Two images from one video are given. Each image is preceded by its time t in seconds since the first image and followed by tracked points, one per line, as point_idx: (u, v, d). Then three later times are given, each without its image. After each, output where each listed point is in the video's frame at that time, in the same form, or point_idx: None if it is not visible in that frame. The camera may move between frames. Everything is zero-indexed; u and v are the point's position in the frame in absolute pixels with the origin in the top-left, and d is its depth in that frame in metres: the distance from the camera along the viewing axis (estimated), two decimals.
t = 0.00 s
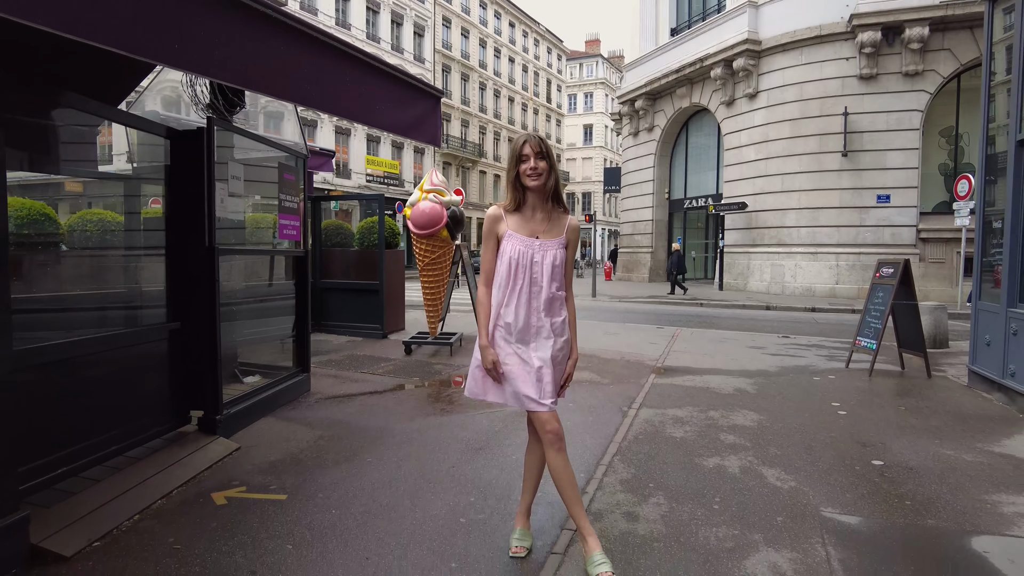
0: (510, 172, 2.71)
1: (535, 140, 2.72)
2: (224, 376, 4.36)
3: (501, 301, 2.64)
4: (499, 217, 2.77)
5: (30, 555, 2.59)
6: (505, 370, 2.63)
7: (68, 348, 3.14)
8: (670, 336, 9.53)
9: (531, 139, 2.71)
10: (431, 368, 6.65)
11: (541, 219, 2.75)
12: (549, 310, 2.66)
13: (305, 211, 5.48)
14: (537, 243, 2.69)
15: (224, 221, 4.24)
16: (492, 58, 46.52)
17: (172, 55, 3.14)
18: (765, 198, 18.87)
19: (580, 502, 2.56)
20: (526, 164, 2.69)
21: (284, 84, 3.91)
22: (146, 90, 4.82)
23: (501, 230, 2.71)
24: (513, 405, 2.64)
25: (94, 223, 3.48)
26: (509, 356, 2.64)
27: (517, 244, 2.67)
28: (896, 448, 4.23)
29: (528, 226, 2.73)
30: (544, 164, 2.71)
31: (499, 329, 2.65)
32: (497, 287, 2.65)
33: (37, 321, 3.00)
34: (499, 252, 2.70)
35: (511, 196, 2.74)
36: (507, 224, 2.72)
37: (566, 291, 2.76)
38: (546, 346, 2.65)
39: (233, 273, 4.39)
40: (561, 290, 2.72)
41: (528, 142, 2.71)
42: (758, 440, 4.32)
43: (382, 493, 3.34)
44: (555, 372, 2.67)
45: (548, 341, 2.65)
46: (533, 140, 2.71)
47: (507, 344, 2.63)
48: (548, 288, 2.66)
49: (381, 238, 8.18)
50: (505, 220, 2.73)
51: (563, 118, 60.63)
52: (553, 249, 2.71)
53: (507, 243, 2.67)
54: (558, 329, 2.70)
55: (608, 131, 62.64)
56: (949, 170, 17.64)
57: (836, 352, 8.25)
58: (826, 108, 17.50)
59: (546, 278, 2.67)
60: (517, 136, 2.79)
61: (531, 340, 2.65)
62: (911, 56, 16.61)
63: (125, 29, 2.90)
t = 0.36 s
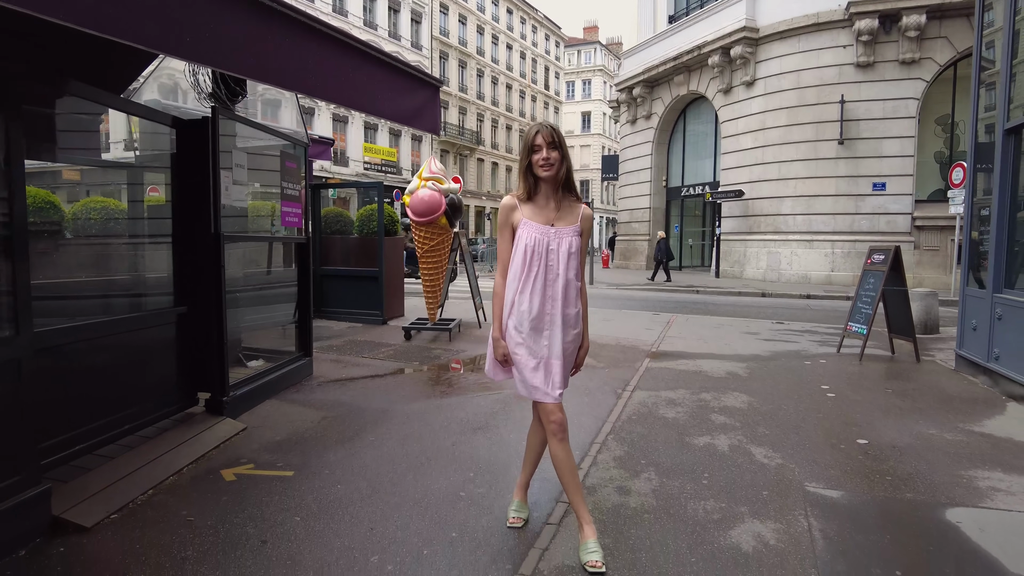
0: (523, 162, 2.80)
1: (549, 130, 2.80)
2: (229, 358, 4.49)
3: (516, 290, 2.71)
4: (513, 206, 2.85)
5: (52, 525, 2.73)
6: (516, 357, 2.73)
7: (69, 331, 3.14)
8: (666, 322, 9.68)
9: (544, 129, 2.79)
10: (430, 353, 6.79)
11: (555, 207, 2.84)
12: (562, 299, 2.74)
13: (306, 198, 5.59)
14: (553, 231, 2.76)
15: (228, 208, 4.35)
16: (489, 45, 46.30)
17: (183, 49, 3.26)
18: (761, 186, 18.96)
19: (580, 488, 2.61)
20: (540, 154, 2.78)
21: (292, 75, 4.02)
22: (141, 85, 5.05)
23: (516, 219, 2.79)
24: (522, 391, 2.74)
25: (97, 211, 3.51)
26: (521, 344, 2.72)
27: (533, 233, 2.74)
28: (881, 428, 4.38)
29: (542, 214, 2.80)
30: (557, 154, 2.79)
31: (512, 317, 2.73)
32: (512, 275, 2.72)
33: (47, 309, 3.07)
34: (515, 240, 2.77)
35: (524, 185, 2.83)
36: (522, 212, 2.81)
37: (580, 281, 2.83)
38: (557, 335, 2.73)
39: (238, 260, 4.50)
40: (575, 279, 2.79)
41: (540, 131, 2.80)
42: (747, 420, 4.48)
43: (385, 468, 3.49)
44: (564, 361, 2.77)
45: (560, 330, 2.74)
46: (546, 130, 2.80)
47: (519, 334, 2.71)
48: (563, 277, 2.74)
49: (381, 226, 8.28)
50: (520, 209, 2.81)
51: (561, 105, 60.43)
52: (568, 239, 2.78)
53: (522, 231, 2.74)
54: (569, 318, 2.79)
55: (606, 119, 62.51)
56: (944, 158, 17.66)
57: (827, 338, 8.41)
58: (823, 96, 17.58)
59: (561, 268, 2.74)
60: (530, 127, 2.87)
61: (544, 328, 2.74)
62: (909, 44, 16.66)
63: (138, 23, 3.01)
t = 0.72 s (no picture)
0: (539, 143, 2.75)
1: (562, 108, 2.76)
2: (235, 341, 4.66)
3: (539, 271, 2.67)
4: (531, 189, 2.81)
5: (75, 496, 2.89)
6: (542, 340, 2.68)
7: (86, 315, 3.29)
8: (662, 308, 9.84)
9: (557, 107, 2.75)
10: (430, 337, 6.95)
11: (572, 186, 2.79)
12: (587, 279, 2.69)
13: (308, 185, 5.72)
14: (574, 211, 2.73)
15: (234, 195, 4.49)
16: (488, 31, 46.05)
17: (193, 41, 3.39)
18: (758, 172, 19.05)
19: (578, 468, 2.70)
20: (555, 133, 2.73)
21: (298, 67, 4.15)
22: (141, 75, 5.09)
23: (536, 202, 2.75)
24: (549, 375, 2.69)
25: (105, 199, 3.62)
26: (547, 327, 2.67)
27: (554, 213, 2.70)
28: (864, 408, 4.56)
29: (562, 195, 2.75)
30: (572, 131, 2.75)
31: (538, 300, 2.67)
32: (537, 256, 2.68)
33: (70, 294, 3.23)
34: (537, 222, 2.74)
35: (542, 167, 2.78)
36: (541, 194, 2.76)
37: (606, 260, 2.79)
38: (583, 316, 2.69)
39: (243, 246, 4.65)
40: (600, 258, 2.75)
41: (555, 110, 2.75)
42: (736, 400, 4.65)
43: (388, 445, 3.65)
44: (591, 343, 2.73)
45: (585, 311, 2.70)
46: (560, 108, 2.75)
47: (546, 316, 2.66)
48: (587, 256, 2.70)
49: (381, 213, 8.40)
50: (539, 191, 2.76)
51: (560, 92, 60.18)
52: (592, 217, 2.73)
53: (544, 212, 2.70)
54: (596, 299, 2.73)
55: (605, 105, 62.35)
56: (941, 144, 17.67)
57: (820, 322, 8.58)
58: (821, 83, 17.65)
59: (585, 247, 2.70)
60: (543, 106, 2.83)
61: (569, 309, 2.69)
62: (906, 31, 16.70)
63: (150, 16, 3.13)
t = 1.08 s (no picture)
0: (548, 134, 2.72)
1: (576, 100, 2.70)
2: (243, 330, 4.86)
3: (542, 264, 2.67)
4: (536, 177, 2.84)
5: (99, 473, 3.08)
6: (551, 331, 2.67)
7: (104, 304, 3.48)
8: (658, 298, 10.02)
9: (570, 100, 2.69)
10: (430, 327, 7.13)
11: (577, 179, 2.80)
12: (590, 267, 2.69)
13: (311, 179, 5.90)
14: (572, 203, 2.73)
15: (243, 188, 4.68)
16: (486, 22, 45.93)
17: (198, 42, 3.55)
18: (755, 164, 19.19)
19: (603, 444, 2.77)
20: (566, 126, 2.70)
21: (303, 66, 4.31)
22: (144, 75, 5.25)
23: (539, 191, 2.78)
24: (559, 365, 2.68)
25: (111, 191, 3.69)
26: (558, 317, 2.67)
27: (553, 207, 2.72)
28: (849, 393, 4.75)
29: (564, 187, 2.76)
30: (583, 124, 2.71)
31: (547, 293, 2.68)
32: (540, 249, 2.69)
33: (91, 284, 3.43)
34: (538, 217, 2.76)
35: (548, 157, 2.77)
36: (543, 183, 2.78)
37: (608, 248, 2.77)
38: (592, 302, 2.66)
39: (251, 238, 4.84)
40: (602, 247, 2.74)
41: (568, 101, 2.72)
42: (725, 386, 4.85)
43: (392, 427, 3.83)
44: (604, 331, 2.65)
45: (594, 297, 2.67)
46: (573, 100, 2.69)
47: (552, 307, 2.67)
48: (588, 244, 2.70)
49: (381, 205, 8.56)
50: (542, 181, 2.79)
51: (559, 83, 60.12)
52: (591, 206, 2.72)
53: (545, 206, 2.72)
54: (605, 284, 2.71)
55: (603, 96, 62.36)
56: (936, 138, 17.91)
57: (811, 313, 8.77)
58: (818, 75, 17.79)
59: (586, 236, 2.70)
60: (558, 95, 2.78)
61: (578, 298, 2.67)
62: (902, 24, 16.80)
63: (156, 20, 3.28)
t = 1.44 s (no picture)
0: (547, 141, 2.78)
1: (576, 108, 2.77)
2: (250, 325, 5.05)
3: (536, 266, 2.75)
4: (533, 182, 2.89)
5: (120, 458, 3.27)
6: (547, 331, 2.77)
7: (115, 300, 3.65)
8: (651, 295, 10.23)
9: (571, 107, 2.75)
10: (429, 322, 7.32)
11: (574, 184, 2.84)
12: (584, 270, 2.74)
13: (314, 179, 6.08)
14: (568, 206, 2.78)
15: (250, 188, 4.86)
16: (482, 20, 46.04)
17: (211, 49, 3.60)
18: (748, 163, 19.42)
19: (572, 458, 2.68)
20: (566, 133, 2.76)
21: (311, 72, 4.46)
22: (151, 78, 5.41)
23: (536, 196, 2.83)
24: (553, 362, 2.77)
25: (116, 190, 3.76)
26: (550, 317, 2.75)
27: (549, 210, 2.78)
28: (831, 385, 4.97)
29: (561, 190, 2.81)
30: (582, 132, 2.77)
31: (541, 294, 2.76)
32: (534, 251, 2.75)
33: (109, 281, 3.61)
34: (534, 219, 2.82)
35: (547, 163, 2.83)
36: (540, 188, 2.84)
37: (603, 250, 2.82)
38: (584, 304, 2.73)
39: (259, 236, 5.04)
40: (597, 249, 2.79)
41: (568, 108, 2.77)
42: (713, 378, 5.05)
43: (395, 416, 4.03)
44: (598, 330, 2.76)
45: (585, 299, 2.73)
46: (574, 107, 2.76)
47: (548, 308, 2.75)
48: (582, 247, 2.75)
49: (380, 204, 8.73)
50: (540, 185, 2.84)
51: (555, 81, 60.29)
52: (586, 211, 2.78)
53: (541, 209, 2.78)
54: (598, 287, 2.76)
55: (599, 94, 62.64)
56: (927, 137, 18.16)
57: (800, 309, 9.00)
58: (810, 75, 18.03)
59: (580, 239, 2.75)
60: (557, 102, 2.84)
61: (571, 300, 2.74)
62: (893, 25, 17.03)
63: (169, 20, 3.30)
